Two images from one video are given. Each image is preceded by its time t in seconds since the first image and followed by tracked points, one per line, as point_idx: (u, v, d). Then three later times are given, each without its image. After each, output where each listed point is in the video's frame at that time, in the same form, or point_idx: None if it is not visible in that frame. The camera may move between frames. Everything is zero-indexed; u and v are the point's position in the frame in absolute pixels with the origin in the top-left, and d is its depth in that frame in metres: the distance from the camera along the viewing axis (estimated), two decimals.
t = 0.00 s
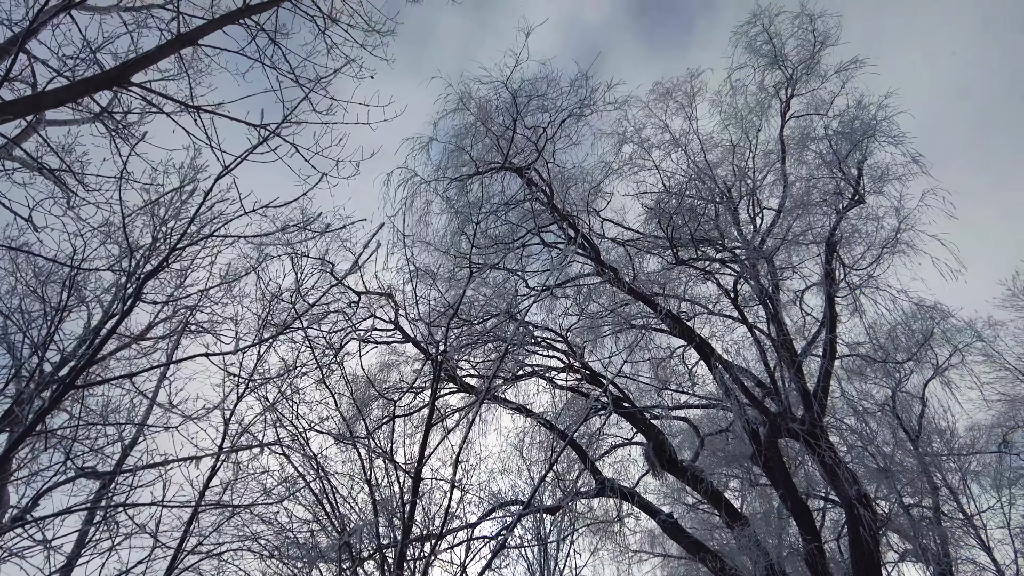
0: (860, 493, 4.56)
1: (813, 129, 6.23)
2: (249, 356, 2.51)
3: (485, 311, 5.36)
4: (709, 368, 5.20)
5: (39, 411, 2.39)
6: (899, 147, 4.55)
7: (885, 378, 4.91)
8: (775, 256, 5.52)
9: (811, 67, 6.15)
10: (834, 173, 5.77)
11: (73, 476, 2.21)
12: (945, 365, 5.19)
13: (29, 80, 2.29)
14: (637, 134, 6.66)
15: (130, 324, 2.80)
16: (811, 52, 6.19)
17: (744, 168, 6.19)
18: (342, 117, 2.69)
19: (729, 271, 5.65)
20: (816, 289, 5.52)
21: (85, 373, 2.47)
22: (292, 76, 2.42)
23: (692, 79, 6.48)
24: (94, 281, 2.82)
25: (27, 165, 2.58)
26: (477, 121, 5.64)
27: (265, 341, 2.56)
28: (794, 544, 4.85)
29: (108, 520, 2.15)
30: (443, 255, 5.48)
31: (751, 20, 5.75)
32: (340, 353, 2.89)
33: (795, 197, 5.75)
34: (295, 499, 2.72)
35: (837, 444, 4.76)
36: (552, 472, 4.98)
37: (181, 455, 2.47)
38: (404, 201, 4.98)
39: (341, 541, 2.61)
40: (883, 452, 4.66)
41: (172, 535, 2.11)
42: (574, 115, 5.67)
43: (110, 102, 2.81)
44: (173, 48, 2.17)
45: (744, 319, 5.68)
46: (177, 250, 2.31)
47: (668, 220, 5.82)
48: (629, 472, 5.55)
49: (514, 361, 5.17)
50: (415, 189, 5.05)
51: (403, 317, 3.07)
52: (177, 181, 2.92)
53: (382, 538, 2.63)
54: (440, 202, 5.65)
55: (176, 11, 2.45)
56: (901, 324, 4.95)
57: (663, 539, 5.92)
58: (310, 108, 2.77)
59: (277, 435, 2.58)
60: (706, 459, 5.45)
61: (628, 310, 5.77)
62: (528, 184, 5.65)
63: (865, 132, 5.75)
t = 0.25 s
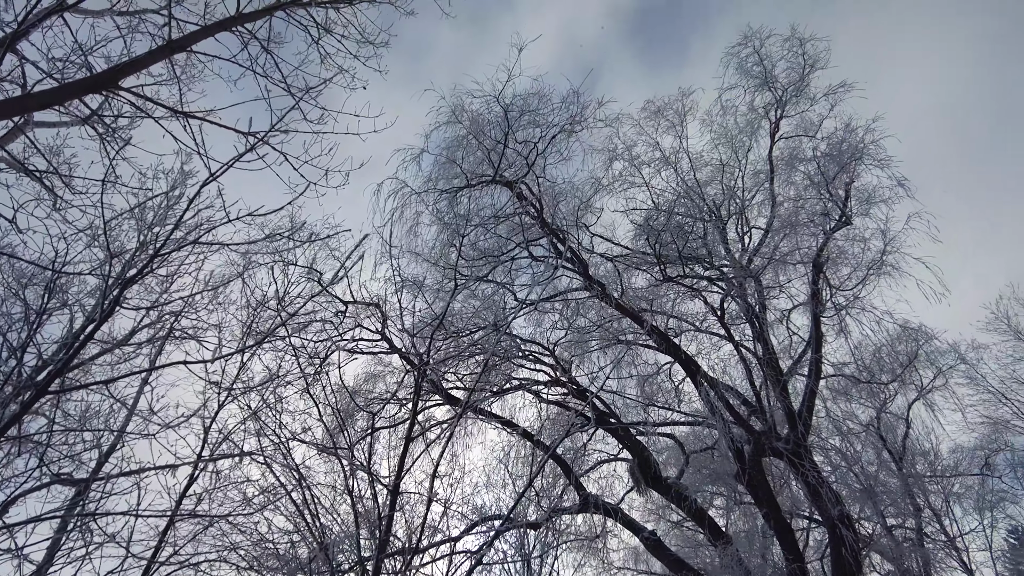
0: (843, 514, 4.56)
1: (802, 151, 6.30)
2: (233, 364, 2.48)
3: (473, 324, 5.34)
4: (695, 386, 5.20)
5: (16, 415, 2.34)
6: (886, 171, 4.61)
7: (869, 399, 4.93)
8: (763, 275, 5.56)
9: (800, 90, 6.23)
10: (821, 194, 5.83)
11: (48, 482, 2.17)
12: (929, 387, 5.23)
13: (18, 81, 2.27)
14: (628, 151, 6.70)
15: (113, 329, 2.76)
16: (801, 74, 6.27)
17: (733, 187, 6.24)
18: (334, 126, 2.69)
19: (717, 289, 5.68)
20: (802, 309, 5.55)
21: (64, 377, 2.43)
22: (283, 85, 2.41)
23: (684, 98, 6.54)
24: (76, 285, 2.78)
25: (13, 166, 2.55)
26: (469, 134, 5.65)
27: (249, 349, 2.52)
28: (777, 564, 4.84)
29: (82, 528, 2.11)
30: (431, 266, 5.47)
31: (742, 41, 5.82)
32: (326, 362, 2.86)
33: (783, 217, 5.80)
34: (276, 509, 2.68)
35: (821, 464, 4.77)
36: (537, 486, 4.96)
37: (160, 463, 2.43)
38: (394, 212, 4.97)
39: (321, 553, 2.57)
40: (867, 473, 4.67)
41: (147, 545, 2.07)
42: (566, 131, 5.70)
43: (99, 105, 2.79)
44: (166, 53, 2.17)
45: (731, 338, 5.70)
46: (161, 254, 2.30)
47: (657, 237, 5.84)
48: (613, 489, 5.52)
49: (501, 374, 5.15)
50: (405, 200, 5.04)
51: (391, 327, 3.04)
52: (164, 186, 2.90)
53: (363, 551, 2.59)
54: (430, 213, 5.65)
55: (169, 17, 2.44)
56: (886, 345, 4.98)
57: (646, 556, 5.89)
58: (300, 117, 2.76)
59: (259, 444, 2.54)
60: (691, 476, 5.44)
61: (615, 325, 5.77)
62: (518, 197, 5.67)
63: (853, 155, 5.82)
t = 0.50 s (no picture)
0: (822, 534, 4.57)
1: (787, 173, 6.37)
2: (213, 370, 2.44)
3: (457, 336, 5.32)
4: (678, 403, 5.21)
5: None
6: (869, 196, 4.67)
7: (850, 420, 4.96)
8: (747, 295, 5.60)
9: (787, 113, 6.32)
10: (806, 216, 5.89)
11: (16, 487, 2.11)
12: (909, 410, 5.27)
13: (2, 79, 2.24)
14: (616, 168, 6.75)
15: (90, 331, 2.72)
16: (788, 98, 6.36)
17: (719, 207, 6.30)
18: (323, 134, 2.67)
19: (701, 307, 5.71)
20: (785, 330, 5.59)
21: (38, 380, 2.38)
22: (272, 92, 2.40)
23: (672, 118, 6.61)
24: (54, 286, 2.73)
25: None
26: (458, 146, 5.66)
27: (229, 356, 2.49)
28: None
29: (49, 535, 2.05)
30: (417, 277, 5.45)
31: (731, 64, 5.90)
32: (308, 371, 2.82)
33: (768, 238, 5.86)
34: (251, 519, 2.63)
35: (801, 484, 4.78)
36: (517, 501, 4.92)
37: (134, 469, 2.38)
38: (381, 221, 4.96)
39: (296, 564, 2.52)
40: (846, 494, 4.69)
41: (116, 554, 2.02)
42: (555, 146, 5.73)
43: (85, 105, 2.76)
44: (155, 56, 2.16)
45: (714, 356, 5.72)
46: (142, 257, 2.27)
47: (643, 254, 5.87)
48: (594, 505, 5.50)
49: (484, 387, 5.13)
50: (392, 210, 5.02)
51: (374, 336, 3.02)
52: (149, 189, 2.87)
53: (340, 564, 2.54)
54: (417, 224, 5.64)
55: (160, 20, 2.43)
56: (867, 368, 5.03)
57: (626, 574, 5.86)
58: (290, 123, 2.75)
59: (237, 452, 2.50)
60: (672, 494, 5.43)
61: (599, 341, 5.77)
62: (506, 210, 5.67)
63: (838, 179, 5.90)
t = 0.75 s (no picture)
0: (801, 552, 4.57)
1: (773, 191, 6.44)
2: (191, 373, 2.40)
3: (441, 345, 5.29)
4: (660, 418, 5.21)
5: None
6: (853, 217, 4.73)
7: (830, 438, 4.99)
8: (731, 311, 5.63)
9: (774, 132, 6.39)
10: (791, 235, 5.95)
11: None
12: (888, 429, 5.31)
13: None
14: (604, 181, 6.78)
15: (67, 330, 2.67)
16: (775, 117, 6.44)
17: (705, 223, 6.34)
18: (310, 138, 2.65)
19: (685, 322, 5.73)
20: (768, 346, 5.63)
21: (11, 379, 2.33)
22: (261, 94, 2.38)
23: (661, 133, 6.66)
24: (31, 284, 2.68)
25: None
26: (447, 155, 5.65)
27: (209, 359, 2.45)
28: None
29: (14, 539, 2.00)
30: (402, 285, 5.42)
31: (719, 82, 5.96)
32: (289, 376, 2.78)
33: (753, 255, 5.91)
34: (227, 525, 2.59)
35: (781, 501, 4.79)
36: (497, 512, 4.88)
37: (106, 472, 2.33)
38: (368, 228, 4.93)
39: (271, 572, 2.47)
40: (825, 512, 4.70)
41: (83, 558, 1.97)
42: (544, 158, 5.74)
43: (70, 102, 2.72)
44: (142, 55, 2.13)
45: (697, 371, 5.74)
46: (123, 256, 2.23)
47: (629, 267, 5.89)
48: (574, 518, 5.47)
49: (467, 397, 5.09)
50: (379, 217, 5.00)
51: (358, 342, 2.99)
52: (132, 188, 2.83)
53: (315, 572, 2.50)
54: (403, 231, 5.62)
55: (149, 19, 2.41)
56: (848, 386, 5.06)
57: None
58: (278, 126, 2.72)
59: (214, 457, 2.46)
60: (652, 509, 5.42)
61: (584, 353, 5.77)
62: (493, 220, 5.67)
63: (822, 199, 5.97)
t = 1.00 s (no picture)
0: (769, 570, 4.59)
1: (753, 212, 6.52)
2: (161, 373, 2.36)
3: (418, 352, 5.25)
4: (634, 433, 5.22)
5: None
6: (831, 240, 4.80)
7: (801, 458, 5.04)
8: (708, 328, 5.67)
9: (756, 154, 6.48)
10: (769, 255, 6.02)
11: None
12: (858, 451, 5.38)
13: None
14: (587, 195, 6.82)
15: (35, 324, 2.60)
16: (757, 139, 6.53)
17: (685, 240, 6.40)
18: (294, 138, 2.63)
19: (662, 338, 5.76)
20: (743, 365, 5.67)
21: None
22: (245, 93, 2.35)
23: (645, 150, 6.72)
24: None
25: None
26: (432, 162, 5.64)
27: (179, 359, 2.40)
28: None
29: None
30: (381, 290, 5.38)
31: (704, 102, 6.04)
32: (262, 378, 2.74)
33: (731, 274, 5.97)
34: (191, 528, 2.53)
35: (751, 519, 4.81)
36: (468, 523, 4.84)
37: (67, 471, 2.27)
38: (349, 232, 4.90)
39: None
40: (794, 531, 4.73)
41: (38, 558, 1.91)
42: (529, 169, 5.76)
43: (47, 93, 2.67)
44: (122, 49, 2.10)
45: (673, 387, 5.77)
46: (94, 251, 2.18)
47: (609, 281, 5.91)
48: (545, 531, 5.44)
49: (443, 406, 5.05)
50: (360, 221, 4.98)
51: (335, 347, 2.95)
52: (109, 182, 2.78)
53: None
54: (384, 237, 5.59)
55: (134, 11, 2.37)
56: (821, 407, 5.11)
57: None
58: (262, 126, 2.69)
59: (180, 458, 2.41)
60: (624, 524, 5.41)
61: (561, 365, 5.77)
62: (475, 229, 5.66)
63: (801, 221, 6.06)
